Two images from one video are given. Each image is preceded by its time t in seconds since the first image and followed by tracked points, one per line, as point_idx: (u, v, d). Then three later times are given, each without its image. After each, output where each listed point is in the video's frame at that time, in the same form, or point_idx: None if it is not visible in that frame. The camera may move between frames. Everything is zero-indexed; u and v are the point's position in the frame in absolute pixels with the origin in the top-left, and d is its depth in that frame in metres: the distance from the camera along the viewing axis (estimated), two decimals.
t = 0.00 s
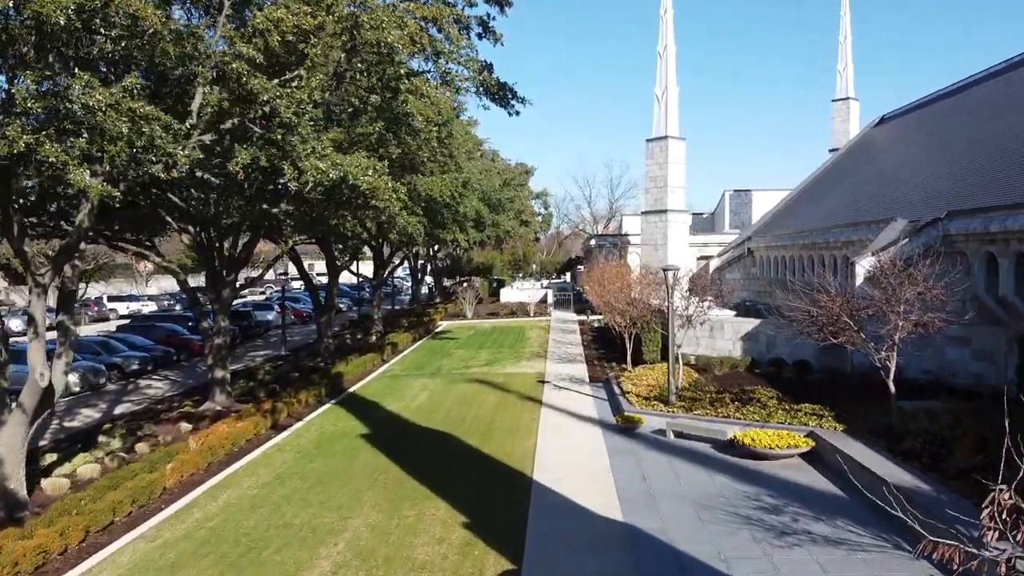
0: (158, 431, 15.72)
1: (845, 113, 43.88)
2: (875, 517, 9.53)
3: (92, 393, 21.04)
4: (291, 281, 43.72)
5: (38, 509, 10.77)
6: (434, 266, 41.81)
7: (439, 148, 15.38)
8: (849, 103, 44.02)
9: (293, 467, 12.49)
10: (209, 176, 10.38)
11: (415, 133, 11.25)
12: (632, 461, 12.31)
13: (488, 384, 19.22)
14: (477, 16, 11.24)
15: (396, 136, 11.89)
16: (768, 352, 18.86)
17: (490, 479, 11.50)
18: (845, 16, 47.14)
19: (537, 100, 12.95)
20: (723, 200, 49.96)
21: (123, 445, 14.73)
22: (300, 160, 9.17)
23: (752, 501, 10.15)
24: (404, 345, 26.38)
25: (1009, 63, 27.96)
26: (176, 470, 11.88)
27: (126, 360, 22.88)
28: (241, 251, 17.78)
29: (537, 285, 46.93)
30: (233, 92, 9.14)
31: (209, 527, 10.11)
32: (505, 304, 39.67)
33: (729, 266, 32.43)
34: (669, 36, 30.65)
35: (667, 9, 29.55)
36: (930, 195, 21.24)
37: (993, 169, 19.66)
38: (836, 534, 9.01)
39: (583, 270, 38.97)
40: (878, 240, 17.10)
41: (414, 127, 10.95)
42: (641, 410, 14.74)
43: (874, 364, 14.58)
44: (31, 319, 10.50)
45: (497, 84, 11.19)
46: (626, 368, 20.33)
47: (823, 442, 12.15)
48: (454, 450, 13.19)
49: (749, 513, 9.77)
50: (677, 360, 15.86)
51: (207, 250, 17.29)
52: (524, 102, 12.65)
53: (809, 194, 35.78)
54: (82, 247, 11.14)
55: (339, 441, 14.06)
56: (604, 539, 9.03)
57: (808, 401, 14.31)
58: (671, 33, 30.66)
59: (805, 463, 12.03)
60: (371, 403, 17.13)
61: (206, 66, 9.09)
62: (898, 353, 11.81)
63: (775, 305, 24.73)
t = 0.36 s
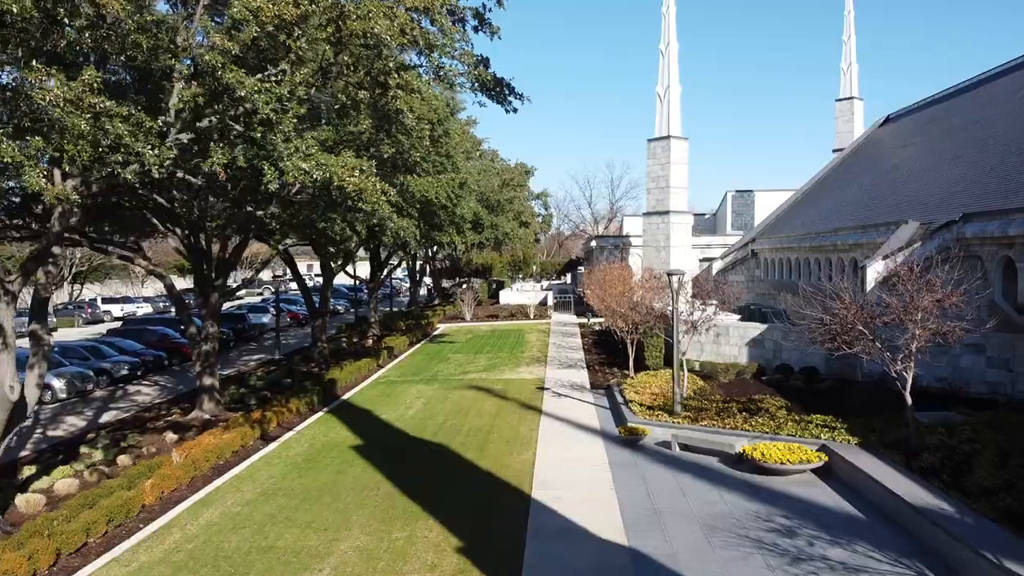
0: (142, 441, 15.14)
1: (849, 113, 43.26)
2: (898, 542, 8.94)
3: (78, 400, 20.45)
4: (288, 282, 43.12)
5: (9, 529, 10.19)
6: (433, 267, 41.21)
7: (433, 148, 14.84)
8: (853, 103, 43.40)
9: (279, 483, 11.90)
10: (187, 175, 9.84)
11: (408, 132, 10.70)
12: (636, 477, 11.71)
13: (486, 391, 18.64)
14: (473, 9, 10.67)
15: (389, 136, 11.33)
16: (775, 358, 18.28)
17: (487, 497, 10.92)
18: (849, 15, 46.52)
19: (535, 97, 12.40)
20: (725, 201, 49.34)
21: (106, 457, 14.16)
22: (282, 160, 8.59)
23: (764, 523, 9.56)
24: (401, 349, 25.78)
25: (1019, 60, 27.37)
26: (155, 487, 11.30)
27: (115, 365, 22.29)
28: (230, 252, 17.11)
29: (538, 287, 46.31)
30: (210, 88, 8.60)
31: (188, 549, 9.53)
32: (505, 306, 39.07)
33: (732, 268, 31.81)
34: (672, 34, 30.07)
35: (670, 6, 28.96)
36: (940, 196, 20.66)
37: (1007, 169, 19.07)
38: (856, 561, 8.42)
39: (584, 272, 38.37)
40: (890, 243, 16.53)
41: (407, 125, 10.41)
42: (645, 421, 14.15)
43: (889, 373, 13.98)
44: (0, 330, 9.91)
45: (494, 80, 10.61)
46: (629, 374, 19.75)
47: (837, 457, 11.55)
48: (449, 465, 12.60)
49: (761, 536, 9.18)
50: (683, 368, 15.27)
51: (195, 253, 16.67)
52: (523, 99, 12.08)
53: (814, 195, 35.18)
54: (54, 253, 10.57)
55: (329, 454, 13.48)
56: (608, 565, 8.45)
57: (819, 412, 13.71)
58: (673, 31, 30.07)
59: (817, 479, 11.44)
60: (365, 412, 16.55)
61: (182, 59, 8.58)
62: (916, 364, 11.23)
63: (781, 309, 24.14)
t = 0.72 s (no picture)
0: (126, 454, 14.56)
1: (853, 113, 42.69)
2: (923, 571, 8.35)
3: (65, 408, 19.87)
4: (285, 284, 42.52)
5: None
6: (431, 269, 40.62)
7: (426, 146, 14.30)
8: (857, 102, 42.81)
9: (266, 501, 11.33)
10: (162, 177, 9.31)
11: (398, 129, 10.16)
12: (641, 494, 11.12)
13: (485, 399, 18.05)
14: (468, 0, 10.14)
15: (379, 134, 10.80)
16: (782, 365, 17.75)
17: (483, 518, 10.35)
18: (853, 15, 45.95)
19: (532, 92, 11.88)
20: (727, 202, 48.78)
21: (87, 470, 13.58)
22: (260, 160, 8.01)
23: (778, 549, 8.98)
24: (398, 354, 25.20)
25: None
26: (134, 505, 10.72)
27: (103, 371, 21.71)
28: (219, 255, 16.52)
29: (538, 289, 45.70)
30: (183, 83, 8.06)
31: None
32: (504, 308, 38.49)
33: (735, 271, 31.20)
34: (674, 32, 29.48)
35: (673, 5, 28.41)
36: (949, 196, 20.10)
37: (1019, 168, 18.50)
38: None
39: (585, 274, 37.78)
40: (902, 248, 15.97)
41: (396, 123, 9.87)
42: (649, 433, 13.57)
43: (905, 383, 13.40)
44: None
45: (490, 76, 10.07)
46: (631, 381, 19.17)
47: (853, 474, 10.96)
48: (444, 481, 12.01)
49: (775, 563, 8.61)
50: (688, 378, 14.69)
51: (182, 257, 16.11)
52: (520, 95, 11.53)
53: (818, 196, 34.58)
54: (24, 259, 10.03)
55: (320, 468, 12.90)
56: None
57: (831, 423, 13.12)
58: (676, 30, 29.49)
59: (832, 497, 10.85)
60: (359, 422, 15.98)
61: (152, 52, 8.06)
62: (937, 377, 10.64)
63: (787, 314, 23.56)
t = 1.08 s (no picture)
0: (106, 468, 13.95)
1: (858, 112, 42.04)
2: None
3: (49, 416, 19.25)
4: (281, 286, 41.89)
5: None
6: (430, 271, 39.97)
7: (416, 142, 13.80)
8: (862, 102, 42.15)
9: (249, 521, 10.71)
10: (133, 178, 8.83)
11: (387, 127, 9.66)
12: (645, 514, 10.51)
13: (482, 408, 17.44)
14: None
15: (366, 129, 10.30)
16: (791, 373, 17.23)
17: (476, 538, 9.77)
18: (857, 13, 45.28)
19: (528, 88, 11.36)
20: (729, 202, 48.13)
21: (66, 485, 12.97)
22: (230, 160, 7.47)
23: None
24: (394, 359, 24.56)
25: None
26: (108, 526, 10.10)
27: (90, 377, 21.10)
28: (206, 256, 15.98)
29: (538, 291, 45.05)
30: (150, 77, 7.61)
31: None
32: (504, 311, 37.85)
33: (739, 274, 30.57)
34: (677, 30, 28.87)
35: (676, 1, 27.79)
36: (960, 197, 19.49)
37: None
38: None
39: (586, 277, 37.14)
40: (915, 253, 15.39)
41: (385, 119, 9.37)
42: (653, 446, 12.95)
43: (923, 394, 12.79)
44: None
45: (485, 71, 9.53)
46: (635, 389, 18.55)
47: (872, 493, 10.34)
48: (438, 497, 11.43)
49: None
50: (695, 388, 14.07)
51: (167, 260, 15.56)
52: (518, 91, 10.96)
53: (823, 197, 33.95)
54: None
55: (308, 483, 12.29)
56: None
57: (845, 437, 12.51)
58: (679, 27, 28.87)
59: (849, 518, 10.23)
60: (351, 432, 15.36)
61: (116, 44, 7.57)
62: (960, 391, 10.03)
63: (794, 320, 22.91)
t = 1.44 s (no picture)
0: (85, 482, 13.34)
1: (862, 113, 41.42)
2: None
3: (32, 424, 18.63)
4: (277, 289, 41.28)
5: None
6: (427, 273, 39.34)
7: (402, 142, 13.45)
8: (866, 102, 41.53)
9: (230, 544, 10.10)
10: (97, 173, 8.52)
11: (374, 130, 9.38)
12: (649, 537, 9.92)
13: (479, 417, 16.83)
14: None
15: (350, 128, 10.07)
16: (799, 382, 16.70)
17: (468, 562, 9.21)
18: (862, 12, 44.65)
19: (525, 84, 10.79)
20: (732, 203, 47.49)
21: (41, 501, 12.37)
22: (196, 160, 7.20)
23: None
24: (390, 364, 23.96)
25: None
26: (79, 550, 9.48)
27: (77, 384, 20.50)
28: (192, 260, 15.38)
29: (538, 293, 44.43)
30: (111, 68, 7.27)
31: None
32: (503, 314, 37.23)
33: (743, 277, 29.93)
34: (680, 27, 28.26)
35: None
36: (973, 198, 18.91)
37: None
38: None
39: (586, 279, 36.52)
40: (928, 258, 14.77)
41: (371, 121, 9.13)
42: (657, 462, 12.34)
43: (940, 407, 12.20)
44: None
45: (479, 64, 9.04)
46: (637, 397, 17.93)
47: (892, 516, 9.73)
48: (430, 516, 10.86)
49: None
50: (701, 400, 13.47)
51: (151, 265, 14.95)
52: (515, 87, 10.43)
53: (828, 199, 33.34)
54: None
55: (294, 501, 11.68)
56: None
57: (860, 452, 11.90)
58: (682, 24, 28.24)
59: (868, 543, 9.61)
60: (342, 444, 14.77)
61: (69, 36, 7.21)
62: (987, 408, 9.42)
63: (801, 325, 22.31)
